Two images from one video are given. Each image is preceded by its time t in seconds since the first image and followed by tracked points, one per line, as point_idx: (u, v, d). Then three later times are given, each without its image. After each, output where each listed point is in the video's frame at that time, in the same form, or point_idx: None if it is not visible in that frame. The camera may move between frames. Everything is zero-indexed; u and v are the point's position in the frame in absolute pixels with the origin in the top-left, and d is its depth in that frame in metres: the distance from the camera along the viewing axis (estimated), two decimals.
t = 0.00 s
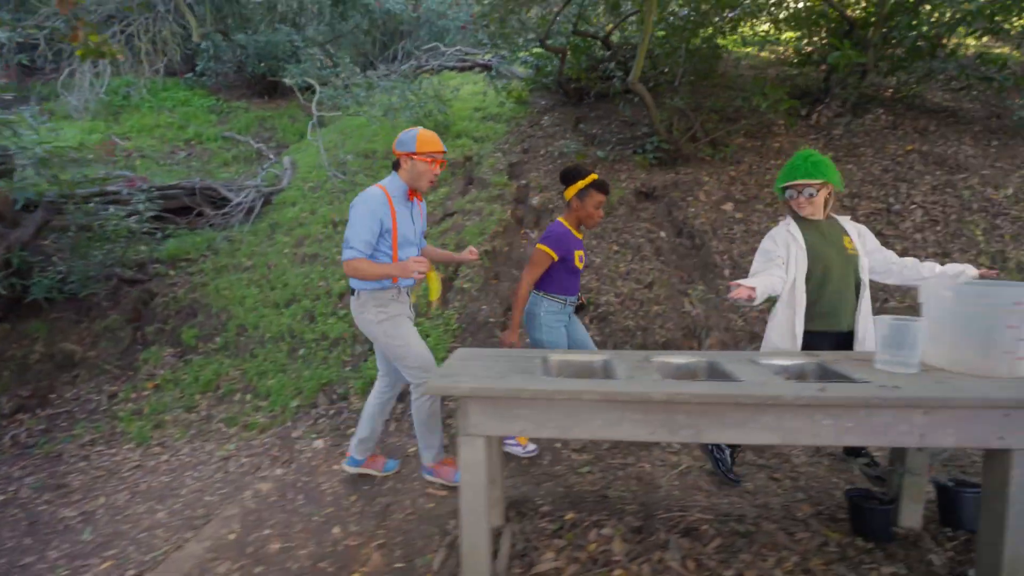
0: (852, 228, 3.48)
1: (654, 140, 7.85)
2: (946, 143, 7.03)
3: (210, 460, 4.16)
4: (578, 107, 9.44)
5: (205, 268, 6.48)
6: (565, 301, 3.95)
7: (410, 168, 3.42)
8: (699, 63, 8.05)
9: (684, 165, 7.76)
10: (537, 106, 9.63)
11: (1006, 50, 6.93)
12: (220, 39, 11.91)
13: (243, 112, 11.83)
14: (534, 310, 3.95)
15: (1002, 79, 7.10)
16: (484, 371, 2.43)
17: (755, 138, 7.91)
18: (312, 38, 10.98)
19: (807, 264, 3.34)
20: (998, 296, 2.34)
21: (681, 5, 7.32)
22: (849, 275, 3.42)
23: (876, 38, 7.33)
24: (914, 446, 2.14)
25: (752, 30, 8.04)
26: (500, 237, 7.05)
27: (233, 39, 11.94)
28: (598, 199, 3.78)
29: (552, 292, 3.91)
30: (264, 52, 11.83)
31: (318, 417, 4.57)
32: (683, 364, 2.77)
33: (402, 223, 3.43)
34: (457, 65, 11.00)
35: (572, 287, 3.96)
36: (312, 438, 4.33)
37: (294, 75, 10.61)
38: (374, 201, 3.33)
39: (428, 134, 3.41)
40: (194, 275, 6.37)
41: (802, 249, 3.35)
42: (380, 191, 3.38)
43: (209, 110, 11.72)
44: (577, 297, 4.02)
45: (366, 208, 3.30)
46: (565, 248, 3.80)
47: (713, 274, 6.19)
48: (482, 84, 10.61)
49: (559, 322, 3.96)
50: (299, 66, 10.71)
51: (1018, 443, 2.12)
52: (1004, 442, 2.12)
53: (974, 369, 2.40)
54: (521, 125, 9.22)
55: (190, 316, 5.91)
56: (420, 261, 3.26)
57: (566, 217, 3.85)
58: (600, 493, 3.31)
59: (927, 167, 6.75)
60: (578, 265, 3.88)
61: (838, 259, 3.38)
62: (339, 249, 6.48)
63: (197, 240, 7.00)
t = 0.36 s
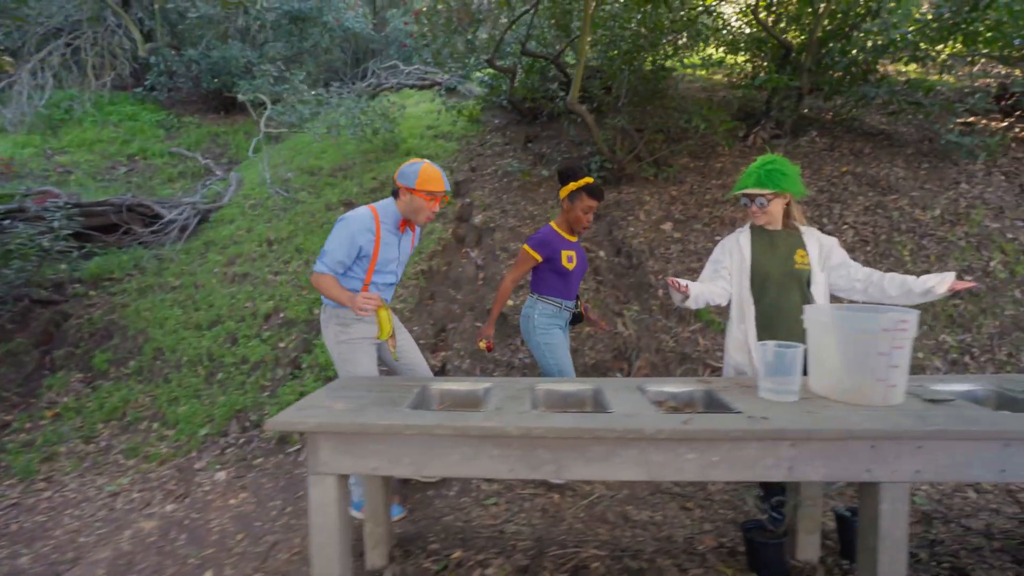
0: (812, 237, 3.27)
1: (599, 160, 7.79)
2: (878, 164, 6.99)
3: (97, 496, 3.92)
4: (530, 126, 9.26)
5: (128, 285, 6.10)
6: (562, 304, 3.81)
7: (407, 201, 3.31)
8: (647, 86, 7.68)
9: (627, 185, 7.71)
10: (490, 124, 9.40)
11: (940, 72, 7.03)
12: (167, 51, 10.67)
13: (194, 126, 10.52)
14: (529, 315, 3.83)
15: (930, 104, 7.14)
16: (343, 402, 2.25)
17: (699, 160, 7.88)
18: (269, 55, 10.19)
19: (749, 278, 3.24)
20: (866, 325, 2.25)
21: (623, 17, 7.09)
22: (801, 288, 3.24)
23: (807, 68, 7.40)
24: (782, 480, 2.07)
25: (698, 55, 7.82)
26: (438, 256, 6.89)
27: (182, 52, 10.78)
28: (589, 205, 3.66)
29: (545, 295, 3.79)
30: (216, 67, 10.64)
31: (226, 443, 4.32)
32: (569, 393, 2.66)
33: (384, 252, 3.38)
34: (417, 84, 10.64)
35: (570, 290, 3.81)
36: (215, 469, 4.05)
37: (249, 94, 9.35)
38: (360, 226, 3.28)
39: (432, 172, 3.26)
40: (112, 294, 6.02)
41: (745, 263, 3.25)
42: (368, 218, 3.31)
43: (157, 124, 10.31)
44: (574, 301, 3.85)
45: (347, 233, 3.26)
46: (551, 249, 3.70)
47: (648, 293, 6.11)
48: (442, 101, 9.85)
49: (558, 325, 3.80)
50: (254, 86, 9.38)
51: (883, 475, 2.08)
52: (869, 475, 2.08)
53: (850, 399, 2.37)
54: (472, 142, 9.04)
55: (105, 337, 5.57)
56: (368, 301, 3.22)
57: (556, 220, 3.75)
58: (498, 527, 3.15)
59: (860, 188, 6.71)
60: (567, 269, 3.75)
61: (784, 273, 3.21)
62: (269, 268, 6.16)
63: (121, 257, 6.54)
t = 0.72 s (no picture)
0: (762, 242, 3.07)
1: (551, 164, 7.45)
2: (824, 171, 6.85)
3: None
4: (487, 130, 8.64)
5: (45, 293, 5.81)
6: (559, 336, 3.47)
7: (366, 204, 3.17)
8: (598, 92, 7.25)
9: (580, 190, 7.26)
10: (446, 130, 8.74)
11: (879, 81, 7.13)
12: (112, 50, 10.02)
13: (142, 127, 9.84)
14: (527, 346, 3.49)
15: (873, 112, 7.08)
16: (204, 417, 2.09)
17: (651, 167, 7.49)
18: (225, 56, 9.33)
19: (692, 284, 3.11)
20: (763, 330, 2.15)
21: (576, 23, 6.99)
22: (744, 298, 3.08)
23: (754, 75, 7.25)
24: (669, 498, 1.95)
25: (652, 61, 7.56)
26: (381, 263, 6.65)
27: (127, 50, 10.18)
28: (575, 226, 3.29)
29: (539, 327, 3.46)
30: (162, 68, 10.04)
31: (129, 462, 4.08)
32: (466, 404, 2.51)
33: (354, 254, 3.26)
34: (377, 88, 9.97)
35: (567, 318, 3.48)
36: (114, 489, 3.83)
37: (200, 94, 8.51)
38: (326, 225, 3.18)
39: (385, 175, 3.08)
40: (28, 301, 5.74)
41: (689, 268, 3.12)
42: (337, 216, 3.22)
43: (100, 125, 9.64)
44: (573, 328, 3.52)
45: (314, 231, 3.19)
46: (540, 283, 3.33)
47: (592, 299, 5.92)
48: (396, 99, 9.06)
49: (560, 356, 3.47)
50: (201, 84, 8.84)
51: (775, 490, 1.98)
52: (760, 489, 1.97)
53: (749, 408, 2.29)
54: (426, 146, 8.47)
55: (15, 346, 5.31)
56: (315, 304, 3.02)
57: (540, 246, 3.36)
58: (400, 550, 2.99)
59: (806, 194, 6.53)
60: (560, 300, 3.40)
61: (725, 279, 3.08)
62: (200, 273, 5.87)
63: (40, 263, 6.23)
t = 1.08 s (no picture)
0: (741, 239, 2.90)
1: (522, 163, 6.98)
2: (794, 171, 6.53)
3: None
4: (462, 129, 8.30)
5: None
6: (546, 324, 3.11)
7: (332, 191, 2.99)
8: (567, 87, 6.68)
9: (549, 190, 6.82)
10: (418, 126, 8.49)
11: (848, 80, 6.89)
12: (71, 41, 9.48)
13: (105, 122, 9.51)
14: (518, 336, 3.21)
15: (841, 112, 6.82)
16: (88, 425, 1.93)
17: (622, 164, 7.11)
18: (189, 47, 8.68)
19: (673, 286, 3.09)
20: (699, 330, 2.07)
21: (551, 23, 6.39)
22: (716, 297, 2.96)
23: (725, 73, 6.88)
24: (591, 509, 1.82)
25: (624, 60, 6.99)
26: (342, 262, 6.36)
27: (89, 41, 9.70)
28: (575, 204, 2.95)
29: (524, 313, 3.13)
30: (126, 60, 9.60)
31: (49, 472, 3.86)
32: (390, 408, 2.37)
33: (336, 243, 3.07)
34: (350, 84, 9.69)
35: (556, 307, 3.09)
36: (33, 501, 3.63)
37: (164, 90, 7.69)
38: (303, 216, 3.06)
39: (338, 156, 2.88)
40: None
41: (672, 268, 3.12)
42: (315, 206, 3.10)
43: (59, 118, 9.23)
44: (571, 319, 3.12)
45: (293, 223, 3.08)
46: (521, 263, 3.02)
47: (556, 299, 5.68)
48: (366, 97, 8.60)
49: (542, 346, 3.11)
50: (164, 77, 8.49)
51: (705, 499, 1.85)
52: (688, 499, 1.84)
53: (684, 412, 2.16)
54: (395, 143, 8.19)
55: None
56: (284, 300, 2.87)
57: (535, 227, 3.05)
58: (329, 566, 2.84)
59: (776, 194, 6.22)
60: (543, 284, 3.05)
61: (699, 276, 2.99)
62: (151, 272, 5.65)
63: None
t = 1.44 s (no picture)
0: (729, 236, 2.78)
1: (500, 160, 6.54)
2: (778, 170, 6.32)
3: None
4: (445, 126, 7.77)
5: None
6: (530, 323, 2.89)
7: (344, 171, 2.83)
8: (548, 85, 6.26)
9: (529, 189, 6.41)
10: (399, 123, 7.94)
11: (831, 79, 6.67)
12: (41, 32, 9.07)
13: (78, 117, 9.26)
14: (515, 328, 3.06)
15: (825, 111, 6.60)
16: None
17: (605, 164, 6.73)
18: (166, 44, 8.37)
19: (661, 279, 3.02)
20: (651, 330, 1.96)
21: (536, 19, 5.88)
22: (699, 294, 2.86)
23: (708, 71, 6.55)
24: (534, 526, 1.70)
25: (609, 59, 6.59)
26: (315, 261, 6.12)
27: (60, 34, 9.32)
28: (553, 201, 2.72)
29: (518, 308, 2.96)
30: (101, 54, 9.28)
31: None
32: (336, 416, 2.23)
33: (342, 229, 2.91)
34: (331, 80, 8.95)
35: (545, 306, 2.87)
36: None
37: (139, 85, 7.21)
38: (311, 200, 2.92)
39: (350, 133, 2.70)
40: None
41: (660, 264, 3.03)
42: (325, 189, 2.95)
43: (30, 113, 8.98)
44: (557, 324, 2.86)
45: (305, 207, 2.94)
46: (515, 256, 2.91)
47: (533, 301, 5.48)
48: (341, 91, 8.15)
49: (524, 344, 2.89)
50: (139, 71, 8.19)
51: (656, 514, 1.73)
52: (639, 514, 1.72)
53: (640, 419, 2.04)
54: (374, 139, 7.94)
55: None
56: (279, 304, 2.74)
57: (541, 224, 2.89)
58: None
59: (759, 193, 5.99)
60: (530, 280, 2.87)
61: (683, 270, 2.91)
62: (114, 271, 5.48)
63: None
